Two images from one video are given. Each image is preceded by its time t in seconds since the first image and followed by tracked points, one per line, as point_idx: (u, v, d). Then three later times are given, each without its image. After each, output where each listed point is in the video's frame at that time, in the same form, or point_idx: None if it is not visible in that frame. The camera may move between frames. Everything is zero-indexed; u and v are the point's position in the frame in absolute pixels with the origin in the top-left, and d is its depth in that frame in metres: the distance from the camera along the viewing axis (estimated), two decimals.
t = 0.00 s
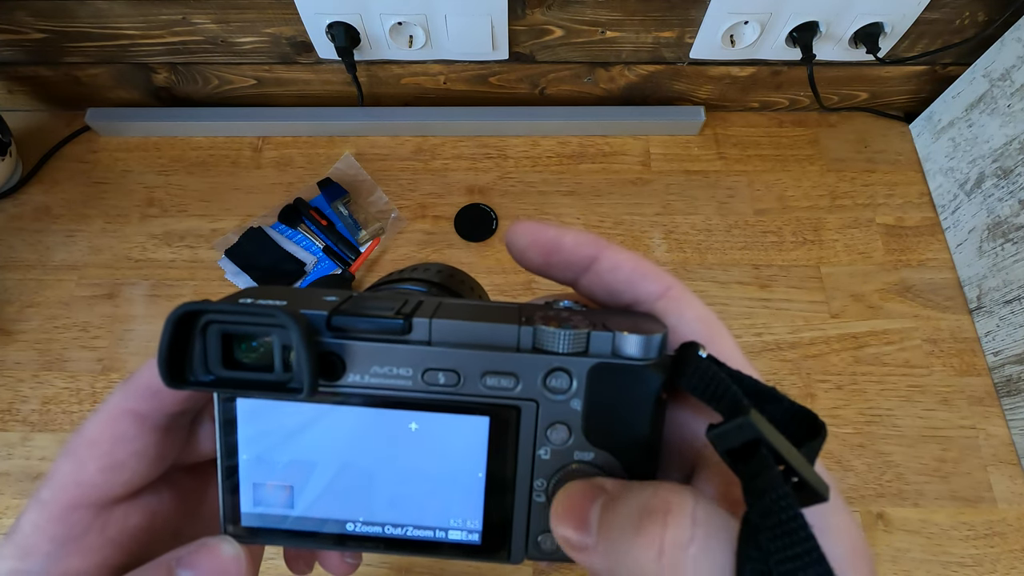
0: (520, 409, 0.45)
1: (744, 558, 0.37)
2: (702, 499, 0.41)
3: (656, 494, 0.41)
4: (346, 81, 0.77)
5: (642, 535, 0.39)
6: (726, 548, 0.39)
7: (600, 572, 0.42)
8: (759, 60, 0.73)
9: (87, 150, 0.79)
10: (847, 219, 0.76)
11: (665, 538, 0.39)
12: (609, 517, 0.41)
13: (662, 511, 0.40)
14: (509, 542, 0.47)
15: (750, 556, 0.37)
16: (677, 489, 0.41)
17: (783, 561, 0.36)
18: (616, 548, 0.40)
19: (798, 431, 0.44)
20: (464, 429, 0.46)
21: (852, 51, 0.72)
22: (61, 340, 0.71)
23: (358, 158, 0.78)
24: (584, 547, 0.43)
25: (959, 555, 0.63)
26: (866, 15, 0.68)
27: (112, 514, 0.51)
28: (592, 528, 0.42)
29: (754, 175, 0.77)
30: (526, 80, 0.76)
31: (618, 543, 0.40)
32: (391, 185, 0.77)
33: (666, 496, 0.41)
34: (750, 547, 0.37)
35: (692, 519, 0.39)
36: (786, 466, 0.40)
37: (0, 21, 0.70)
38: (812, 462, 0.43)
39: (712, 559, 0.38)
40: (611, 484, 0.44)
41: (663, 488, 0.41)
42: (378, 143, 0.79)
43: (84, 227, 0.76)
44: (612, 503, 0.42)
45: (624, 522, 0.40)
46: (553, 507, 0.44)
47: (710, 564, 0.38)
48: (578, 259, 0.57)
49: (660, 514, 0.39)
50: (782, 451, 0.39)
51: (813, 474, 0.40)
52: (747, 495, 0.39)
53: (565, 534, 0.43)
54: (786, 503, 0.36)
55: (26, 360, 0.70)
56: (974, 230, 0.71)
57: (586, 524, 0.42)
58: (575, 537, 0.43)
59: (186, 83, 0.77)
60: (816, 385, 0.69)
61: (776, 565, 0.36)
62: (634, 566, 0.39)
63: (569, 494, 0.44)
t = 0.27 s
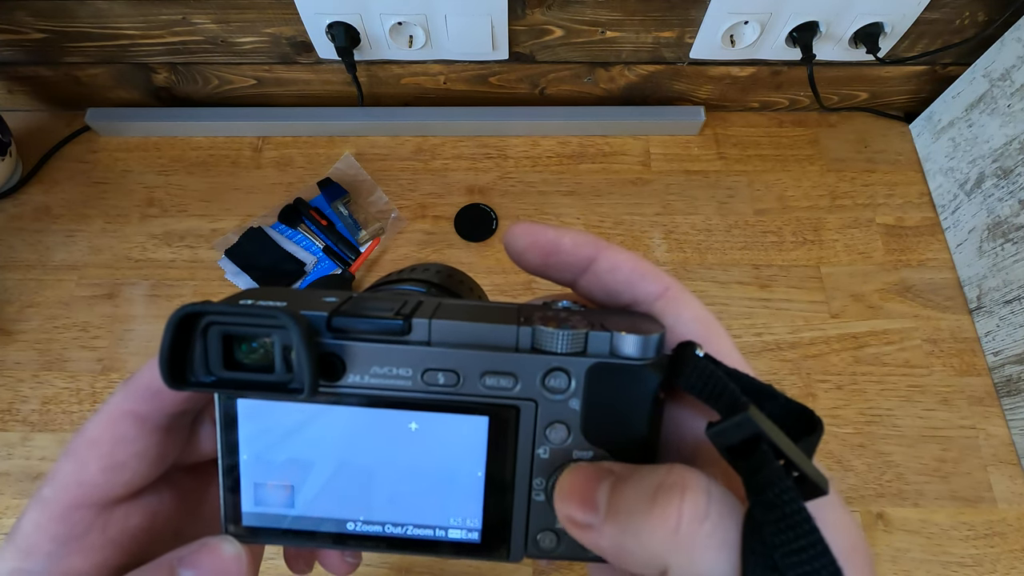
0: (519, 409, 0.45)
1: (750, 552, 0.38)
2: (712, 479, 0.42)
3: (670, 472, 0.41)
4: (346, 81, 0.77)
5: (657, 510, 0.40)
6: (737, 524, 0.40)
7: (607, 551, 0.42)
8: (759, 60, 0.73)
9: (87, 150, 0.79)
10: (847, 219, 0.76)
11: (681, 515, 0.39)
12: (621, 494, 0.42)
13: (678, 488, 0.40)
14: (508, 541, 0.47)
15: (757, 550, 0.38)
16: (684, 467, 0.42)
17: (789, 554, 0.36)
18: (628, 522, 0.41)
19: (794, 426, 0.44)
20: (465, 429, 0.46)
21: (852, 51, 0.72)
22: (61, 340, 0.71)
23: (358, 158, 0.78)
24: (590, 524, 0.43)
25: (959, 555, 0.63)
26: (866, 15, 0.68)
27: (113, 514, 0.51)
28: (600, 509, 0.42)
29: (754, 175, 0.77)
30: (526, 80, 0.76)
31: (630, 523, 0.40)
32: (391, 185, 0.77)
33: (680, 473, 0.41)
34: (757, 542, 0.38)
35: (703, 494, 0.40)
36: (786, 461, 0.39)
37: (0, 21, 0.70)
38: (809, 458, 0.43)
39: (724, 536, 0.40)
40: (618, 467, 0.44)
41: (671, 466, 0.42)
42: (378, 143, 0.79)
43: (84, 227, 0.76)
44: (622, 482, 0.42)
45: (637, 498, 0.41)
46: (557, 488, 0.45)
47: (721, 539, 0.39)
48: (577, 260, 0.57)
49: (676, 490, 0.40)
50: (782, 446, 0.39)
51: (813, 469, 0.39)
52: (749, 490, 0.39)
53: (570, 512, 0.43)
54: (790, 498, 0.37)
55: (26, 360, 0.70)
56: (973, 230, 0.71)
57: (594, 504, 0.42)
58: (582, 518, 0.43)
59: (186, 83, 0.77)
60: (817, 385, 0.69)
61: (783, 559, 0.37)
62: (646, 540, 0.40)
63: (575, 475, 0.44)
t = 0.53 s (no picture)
0: (518, 412, 0.45)
1: (738, 555, 0.39)
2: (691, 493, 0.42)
3: (646, 484, 0.42)
4: (346, 81, 0.77)
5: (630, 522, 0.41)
6: (710, 540, 0.41)
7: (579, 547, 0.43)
8: (759, 60, 0.73)
9: (87, 150, 0.79)
10: (847, 219, 0.76)
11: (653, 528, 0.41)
12: (596, 499, 0.42)
13: (652, 503, 0.41)
14: (507, 543, 0.48)
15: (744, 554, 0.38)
16: (665, 478, 0.43)
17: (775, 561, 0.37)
18: (600, 529, 0.42)
19: (794, 429, 0.44)
20: (463, 432, 0.46)
21: (852, 51, 0.72)
22: (61, 340, 0.71)
23: (358, 158, 0.78)
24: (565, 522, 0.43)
25: (959, 555, 0.63)
26: (866, 15, 0.68)
27: (111, 519, 0.51)
28: (577, 509, 0.43)
29: (754, 174, 0.77)
30: (526, 80, 0.76)
31: (604, 529, 0.42)
32: (391, 185, 0.77)
33: (656, 488, 0.42)
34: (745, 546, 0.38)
35: (678, 510, 0.41)
36: (779, 467, 0.39)
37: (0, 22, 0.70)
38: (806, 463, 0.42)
39: (695, 551, 0.41)
40: (599, 464, 0.44)
41: (650, 474, 0.43)
42: (378, 143, 0.79)
43: (84, 227, 0.76)
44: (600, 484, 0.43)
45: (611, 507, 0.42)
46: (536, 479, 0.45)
47: (693, 556, 0.41)
48: (573, 261, 0.57)
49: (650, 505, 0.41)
50: (778, 452, 0.39)
51: (808, 475, 0.40)
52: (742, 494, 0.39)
53: (548, 510, 0.43)
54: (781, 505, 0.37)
55: (26, 360, 0.70)
56: (973, 230, 0.71)
57: (571, 504, 0.43)
58: (558, 515, 0.43)
59: (186, 83, 0.77)
60: (817, 385, 0.69)
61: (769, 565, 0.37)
62: (617, 547, 0.41)
63: (553, 469, 0.44)
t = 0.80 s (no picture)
0: (515, 413, 0.45)
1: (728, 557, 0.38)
2: (654, 527, 0.41)
3: (610, 519, 0.41)
4: (346, 81, 0.77)
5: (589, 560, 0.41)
6: None
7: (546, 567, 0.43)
8: (759, 60, 0.73)
9: (87, 150, 0.79)
10: (847, 219, 0.76)
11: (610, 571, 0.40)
12: (561, 529, 0.41)
13: (612, 543, 0.40)
14: (505, 544, 0.48)
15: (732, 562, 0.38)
16: (632, 509, 0.42)
17: (765, 564, 0.37)
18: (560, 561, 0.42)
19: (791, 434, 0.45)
20: (461, 434, 0.46)
21: (852, 51, 0.72)
22: (61, 340, 0.71)
23: (358, 158, 0.78)
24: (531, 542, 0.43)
25: (959, 555, 0.63)
26: (866, 15, 0.68)
27: (108, 520, 0.51)
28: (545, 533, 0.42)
29: (754, 174, 0.77)
30: (526, 80, 0.76)
31: (567, 561, 0.41)
32: (391, 185, 0.77)
33: (618, 524, 0.41)
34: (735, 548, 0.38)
35: (639, 548, 0.40)
36: (775, 470, 0.40)
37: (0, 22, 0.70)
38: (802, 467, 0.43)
39: None
40: (569, 486, 0.43)
41: (617, 504, 0.42)
42: (378, 143, 0.79)
43: (84, 227, 0.76)
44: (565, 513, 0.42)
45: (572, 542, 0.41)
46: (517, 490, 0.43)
47: None
48: (570, 262, 0.57)
49: (611, 547, 0.40)
50: (773, 456, 0.39)
51: (803, 479, 0.40)
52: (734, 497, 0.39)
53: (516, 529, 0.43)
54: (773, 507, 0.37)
55: (26, 360, 0.70)
56: (973, 230, 0.71)
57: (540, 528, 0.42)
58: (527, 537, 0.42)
59: (186, 83, 0.77)
60: (817, 384, 0.69)
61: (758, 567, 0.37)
62: None
63: (524, 489, 0.43)
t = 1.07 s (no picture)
0: (517, 414, 0.45)
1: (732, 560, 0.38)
2: (657, 534, 0.40)
3: (610, 526, 0.40)
4: (346, 81, 0.77)
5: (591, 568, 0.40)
6: None
7: None
8: (759, 60, 0.73)
9: (87, 150, 0.79)
10: (847, 219, 0.76)
11: None
12: (563, 539, 0.41)
13: (613, 549, 0.40)
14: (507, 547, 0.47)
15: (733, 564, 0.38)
16: (633, 517, 0.41)
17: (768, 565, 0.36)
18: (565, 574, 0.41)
19: (792, 435, 0.45)
20: (461, 435, 0.46)
21: (852, 51, 0.72)
22: (61, 340, 0.71)
23: (358, 158, 0.78)
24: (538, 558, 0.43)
25: (959, 555, 0.63)
26: (866, 15, 0.68)
27: (109, 522, 0.51)
28: (548, 543, 0.42)
29: (754, 174, 0.77)
30: (526, 80, 0.76)
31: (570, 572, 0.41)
32: (391, 185, 0.77)
33: (619, 530, 0.40)
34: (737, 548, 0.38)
35: (641, 554, 0.40)
36: (777, 471, 0.40)
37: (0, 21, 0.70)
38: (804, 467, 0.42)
39: None
40: (573, 497, 0.43)
41: (619, 513, 0.41)
42: (378, 143, 0.79)
43: (84, 227, 0.76)
44: (567, 522, 0.41)
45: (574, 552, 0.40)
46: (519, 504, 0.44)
47: None
48: (572, 264, 0.57)
49: (612, 552, 0.40)
50: (775, 457, 0.39)
51: (804, 479, 0.40)
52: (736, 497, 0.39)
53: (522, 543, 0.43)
54: (776, 508, 0.37)
55: (26, 360, 0.70)
56: (973, 230, 0.71)
57: (543, 538, 0.42)
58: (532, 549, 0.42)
59: (186, 83, 0.77)
60: (817, 384, 0.69)
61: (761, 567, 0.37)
62: None
63: (528, 503, 0.43)
